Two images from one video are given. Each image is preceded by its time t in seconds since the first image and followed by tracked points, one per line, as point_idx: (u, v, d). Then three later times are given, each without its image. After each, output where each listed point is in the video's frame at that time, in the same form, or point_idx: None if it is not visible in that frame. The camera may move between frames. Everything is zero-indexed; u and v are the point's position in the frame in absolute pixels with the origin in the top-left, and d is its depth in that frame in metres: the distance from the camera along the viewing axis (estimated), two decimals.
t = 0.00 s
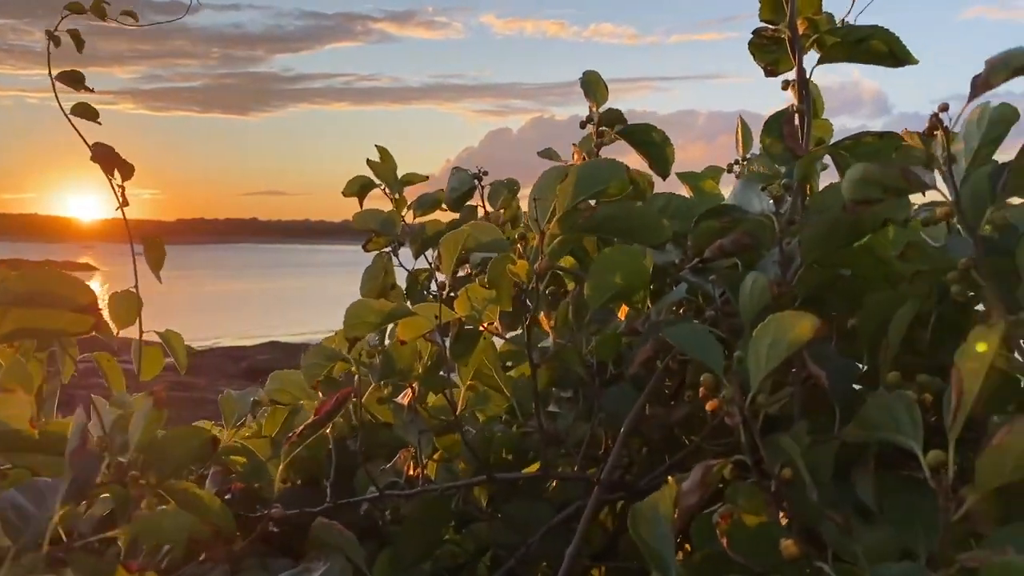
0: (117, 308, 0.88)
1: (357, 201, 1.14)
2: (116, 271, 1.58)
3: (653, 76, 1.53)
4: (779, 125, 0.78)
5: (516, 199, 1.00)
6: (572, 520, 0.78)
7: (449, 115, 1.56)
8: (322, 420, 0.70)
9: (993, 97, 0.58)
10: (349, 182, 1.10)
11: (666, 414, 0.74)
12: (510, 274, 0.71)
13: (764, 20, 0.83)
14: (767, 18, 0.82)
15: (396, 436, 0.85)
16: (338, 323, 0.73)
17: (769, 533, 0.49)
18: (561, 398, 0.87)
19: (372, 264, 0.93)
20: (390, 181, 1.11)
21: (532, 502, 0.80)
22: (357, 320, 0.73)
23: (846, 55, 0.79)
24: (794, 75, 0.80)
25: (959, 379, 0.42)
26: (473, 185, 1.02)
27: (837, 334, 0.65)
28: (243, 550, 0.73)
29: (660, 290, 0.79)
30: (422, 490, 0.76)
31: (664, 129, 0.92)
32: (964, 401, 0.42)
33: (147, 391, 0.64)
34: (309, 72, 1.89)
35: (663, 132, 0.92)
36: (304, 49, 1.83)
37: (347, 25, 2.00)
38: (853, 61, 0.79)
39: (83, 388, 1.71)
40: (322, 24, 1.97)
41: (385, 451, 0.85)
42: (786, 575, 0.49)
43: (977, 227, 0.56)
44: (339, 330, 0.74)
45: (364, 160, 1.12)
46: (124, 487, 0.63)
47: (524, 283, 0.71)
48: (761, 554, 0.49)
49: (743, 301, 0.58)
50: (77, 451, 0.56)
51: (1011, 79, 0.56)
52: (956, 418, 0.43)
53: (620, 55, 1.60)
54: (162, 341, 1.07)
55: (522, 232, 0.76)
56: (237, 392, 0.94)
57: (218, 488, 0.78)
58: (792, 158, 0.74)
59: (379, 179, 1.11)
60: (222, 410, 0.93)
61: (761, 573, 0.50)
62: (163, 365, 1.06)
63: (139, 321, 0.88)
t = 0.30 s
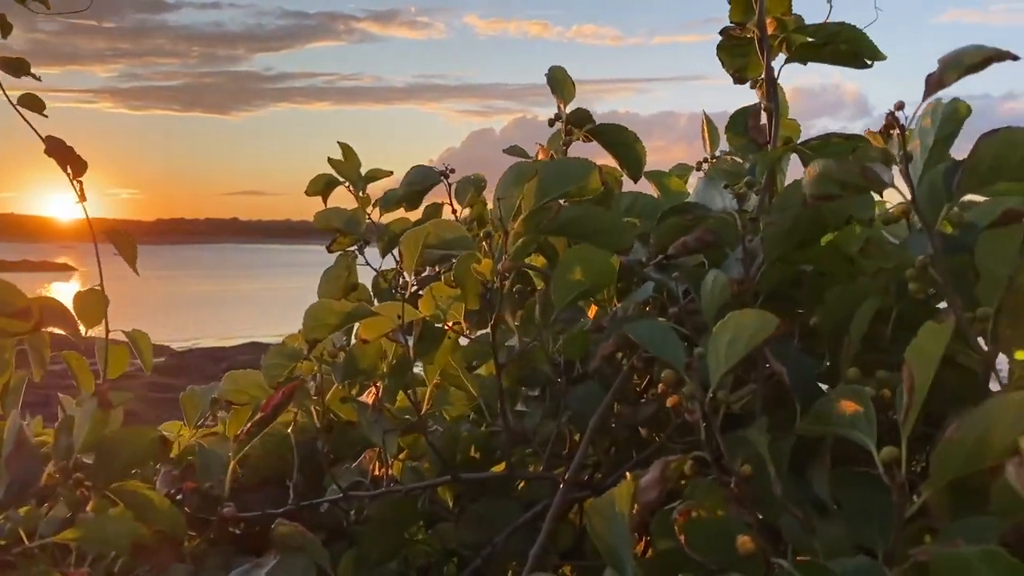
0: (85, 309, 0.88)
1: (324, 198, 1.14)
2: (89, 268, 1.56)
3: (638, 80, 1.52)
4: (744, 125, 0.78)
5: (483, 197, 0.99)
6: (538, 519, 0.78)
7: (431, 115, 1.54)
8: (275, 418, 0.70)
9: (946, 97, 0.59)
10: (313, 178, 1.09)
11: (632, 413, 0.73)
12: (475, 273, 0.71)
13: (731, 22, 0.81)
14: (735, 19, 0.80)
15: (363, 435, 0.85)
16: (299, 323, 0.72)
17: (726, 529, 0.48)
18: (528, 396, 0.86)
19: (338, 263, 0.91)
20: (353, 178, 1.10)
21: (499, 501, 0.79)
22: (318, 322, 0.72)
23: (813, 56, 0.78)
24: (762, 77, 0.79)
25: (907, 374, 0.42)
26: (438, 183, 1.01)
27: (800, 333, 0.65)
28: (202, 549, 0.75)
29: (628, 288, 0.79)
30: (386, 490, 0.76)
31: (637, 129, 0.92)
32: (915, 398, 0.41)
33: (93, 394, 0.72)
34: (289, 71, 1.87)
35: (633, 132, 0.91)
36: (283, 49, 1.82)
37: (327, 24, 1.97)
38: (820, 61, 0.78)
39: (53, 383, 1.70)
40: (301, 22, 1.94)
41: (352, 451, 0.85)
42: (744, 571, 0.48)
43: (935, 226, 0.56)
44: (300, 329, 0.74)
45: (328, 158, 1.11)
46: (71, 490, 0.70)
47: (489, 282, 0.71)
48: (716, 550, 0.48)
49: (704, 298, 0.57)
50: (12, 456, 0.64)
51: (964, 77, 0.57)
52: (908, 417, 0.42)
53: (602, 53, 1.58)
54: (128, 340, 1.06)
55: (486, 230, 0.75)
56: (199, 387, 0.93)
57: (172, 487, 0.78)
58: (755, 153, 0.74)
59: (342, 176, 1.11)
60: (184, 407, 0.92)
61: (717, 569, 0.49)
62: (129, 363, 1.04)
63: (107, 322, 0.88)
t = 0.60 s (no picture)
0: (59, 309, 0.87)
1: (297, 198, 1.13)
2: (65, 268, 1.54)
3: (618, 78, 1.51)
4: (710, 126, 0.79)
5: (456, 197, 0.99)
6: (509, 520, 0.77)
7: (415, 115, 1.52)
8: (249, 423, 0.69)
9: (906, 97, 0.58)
10: (285, 178, 1.08)
11: (602, 413, 0.73)
12: (444, 275, 0.70)
13: (698, 21, 0.83)
14: (701, 20, 0.83)
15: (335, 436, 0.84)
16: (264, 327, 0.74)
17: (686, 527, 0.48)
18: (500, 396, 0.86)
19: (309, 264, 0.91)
20: (325, 178, 1.10)
21: (470, 501, 0.79)
22: (282, 324, 0.74)
23: (778, 58, 0.79)
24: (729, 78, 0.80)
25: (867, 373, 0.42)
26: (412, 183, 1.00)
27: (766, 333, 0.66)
28: (174, 551, 0.75)
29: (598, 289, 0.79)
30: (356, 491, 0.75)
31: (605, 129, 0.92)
32: (873, 399, 0.42)
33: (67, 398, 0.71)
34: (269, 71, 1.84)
35: (604, 133, 0.92)
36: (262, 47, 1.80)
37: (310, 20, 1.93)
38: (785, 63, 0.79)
39: (29, 385, 1.68)
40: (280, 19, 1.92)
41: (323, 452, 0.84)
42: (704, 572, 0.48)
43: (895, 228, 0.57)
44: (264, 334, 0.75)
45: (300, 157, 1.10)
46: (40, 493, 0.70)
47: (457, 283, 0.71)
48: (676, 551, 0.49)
49: (670, 299, 0.58)
50: None
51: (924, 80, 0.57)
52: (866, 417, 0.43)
53: (582, 51, 1.57)
54: (101, 342, 1.04)
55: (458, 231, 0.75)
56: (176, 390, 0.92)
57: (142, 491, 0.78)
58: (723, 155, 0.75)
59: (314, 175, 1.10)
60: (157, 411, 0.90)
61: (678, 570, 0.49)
62: (103, 365, 1.03)
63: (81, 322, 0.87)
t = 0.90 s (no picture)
0: (33, 312, 0.86)
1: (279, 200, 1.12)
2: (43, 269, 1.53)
3: (603, 80, 1.49)
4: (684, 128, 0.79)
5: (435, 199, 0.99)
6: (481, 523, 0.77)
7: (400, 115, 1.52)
8: (211, 425, 0.68)
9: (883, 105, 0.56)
10: (267, 180, 1.08)
11: (574, 415, 0.73)
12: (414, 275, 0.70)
13: (671, 24, 0.84)
14: (674, 22, 0.83)
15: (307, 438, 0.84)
16: (235, 329, 0.74)
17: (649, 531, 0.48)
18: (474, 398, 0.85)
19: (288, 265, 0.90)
20: (310, 181, 1.07)
21: (442, 504, 0.78)
22: (253, 327, 0.74)
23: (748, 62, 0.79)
24: (700, 80, 0.80)
25: (827, 379, 0.42)
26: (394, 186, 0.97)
27: (736, 335, 0.66)
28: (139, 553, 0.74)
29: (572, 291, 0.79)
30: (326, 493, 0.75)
31: (580, 131, 0.92)
32: (832, 401, 0.42)
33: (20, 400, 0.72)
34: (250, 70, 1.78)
35: (581, 134, 0.92)
36: (242, 45, 1.77)
37: (294, 20, 1.92)
38: (756, 66, 0.79)
39: (6, 388, 1.66)
40: (261, 18, 1.89)
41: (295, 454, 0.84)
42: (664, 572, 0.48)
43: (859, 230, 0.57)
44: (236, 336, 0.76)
45: (283, 158, 1.07)
46: None
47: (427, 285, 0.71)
48: (636, 552, 0.48)
49: (639, 300, 0.58)
50: None
51: (888, 84, 0.57)
52: (826, 419, 0.42)
53: (567, 51, 1.55)
54: (75, 343, 1.03)
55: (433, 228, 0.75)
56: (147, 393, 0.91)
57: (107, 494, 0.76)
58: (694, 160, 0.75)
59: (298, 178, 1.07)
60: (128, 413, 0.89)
61: (639, 571, 0.49)
62: (76, 366, 1.01)
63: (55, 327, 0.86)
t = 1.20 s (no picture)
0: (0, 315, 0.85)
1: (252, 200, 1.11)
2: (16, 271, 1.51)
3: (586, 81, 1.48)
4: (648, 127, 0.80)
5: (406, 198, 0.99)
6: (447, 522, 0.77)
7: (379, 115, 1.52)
8: (166, 425, 0.70)
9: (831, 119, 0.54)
10: (239, 180, 1.07)
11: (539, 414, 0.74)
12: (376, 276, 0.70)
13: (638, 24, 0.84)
14: (640, 22, 0.83)
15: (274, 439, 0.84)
16: (196, 332, 0.75)
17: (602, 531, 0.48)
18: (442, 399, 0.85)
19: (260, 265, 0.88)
20: (280, 180, 1.06)
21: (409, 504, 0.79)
22: (214, 329, 0.75)
23: (713, 62, 0.79)
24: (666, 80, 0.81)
25: (772, 376, 0.42)
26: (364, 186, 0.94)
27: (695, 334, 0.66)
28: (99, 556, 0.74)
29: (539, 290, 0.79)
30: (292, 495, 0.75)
31: (547, 129, 0.93)
32: (776, 397, 0.42)
33: None
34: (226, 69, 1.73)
35: (548, 133, 0.93)
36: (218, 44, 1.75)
37: (275, 17, 1.73)
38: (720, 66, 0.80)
39: None
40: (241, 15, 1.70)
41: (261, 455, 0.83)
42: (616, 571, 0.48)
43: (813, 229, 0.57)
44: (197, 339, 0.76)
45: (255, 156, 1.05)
46: None
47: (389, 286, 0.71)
48: (588, 550, 0.49)
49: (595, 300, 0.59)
50: None
51: (841, 83, 0.58)
52: (772, 415, 0.43)
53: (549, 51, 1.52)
54: (44, 344, 1.02)
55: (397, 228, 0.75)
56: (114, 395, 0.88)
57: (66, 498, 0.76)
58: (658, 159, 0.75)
59: (268, 176, 1.06)
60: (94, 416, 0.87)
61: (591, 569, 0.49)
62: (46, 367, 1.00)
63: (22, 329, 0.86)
